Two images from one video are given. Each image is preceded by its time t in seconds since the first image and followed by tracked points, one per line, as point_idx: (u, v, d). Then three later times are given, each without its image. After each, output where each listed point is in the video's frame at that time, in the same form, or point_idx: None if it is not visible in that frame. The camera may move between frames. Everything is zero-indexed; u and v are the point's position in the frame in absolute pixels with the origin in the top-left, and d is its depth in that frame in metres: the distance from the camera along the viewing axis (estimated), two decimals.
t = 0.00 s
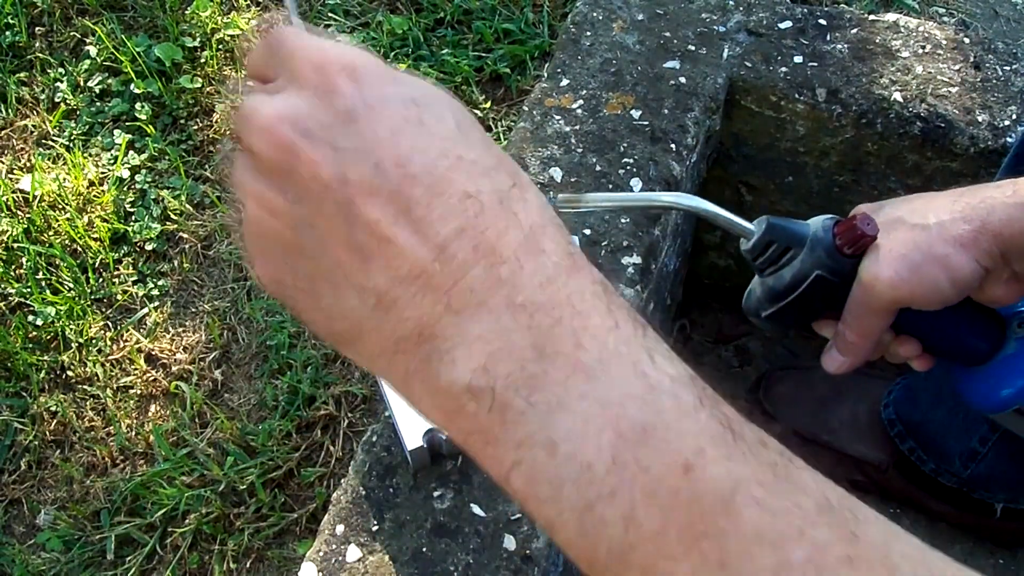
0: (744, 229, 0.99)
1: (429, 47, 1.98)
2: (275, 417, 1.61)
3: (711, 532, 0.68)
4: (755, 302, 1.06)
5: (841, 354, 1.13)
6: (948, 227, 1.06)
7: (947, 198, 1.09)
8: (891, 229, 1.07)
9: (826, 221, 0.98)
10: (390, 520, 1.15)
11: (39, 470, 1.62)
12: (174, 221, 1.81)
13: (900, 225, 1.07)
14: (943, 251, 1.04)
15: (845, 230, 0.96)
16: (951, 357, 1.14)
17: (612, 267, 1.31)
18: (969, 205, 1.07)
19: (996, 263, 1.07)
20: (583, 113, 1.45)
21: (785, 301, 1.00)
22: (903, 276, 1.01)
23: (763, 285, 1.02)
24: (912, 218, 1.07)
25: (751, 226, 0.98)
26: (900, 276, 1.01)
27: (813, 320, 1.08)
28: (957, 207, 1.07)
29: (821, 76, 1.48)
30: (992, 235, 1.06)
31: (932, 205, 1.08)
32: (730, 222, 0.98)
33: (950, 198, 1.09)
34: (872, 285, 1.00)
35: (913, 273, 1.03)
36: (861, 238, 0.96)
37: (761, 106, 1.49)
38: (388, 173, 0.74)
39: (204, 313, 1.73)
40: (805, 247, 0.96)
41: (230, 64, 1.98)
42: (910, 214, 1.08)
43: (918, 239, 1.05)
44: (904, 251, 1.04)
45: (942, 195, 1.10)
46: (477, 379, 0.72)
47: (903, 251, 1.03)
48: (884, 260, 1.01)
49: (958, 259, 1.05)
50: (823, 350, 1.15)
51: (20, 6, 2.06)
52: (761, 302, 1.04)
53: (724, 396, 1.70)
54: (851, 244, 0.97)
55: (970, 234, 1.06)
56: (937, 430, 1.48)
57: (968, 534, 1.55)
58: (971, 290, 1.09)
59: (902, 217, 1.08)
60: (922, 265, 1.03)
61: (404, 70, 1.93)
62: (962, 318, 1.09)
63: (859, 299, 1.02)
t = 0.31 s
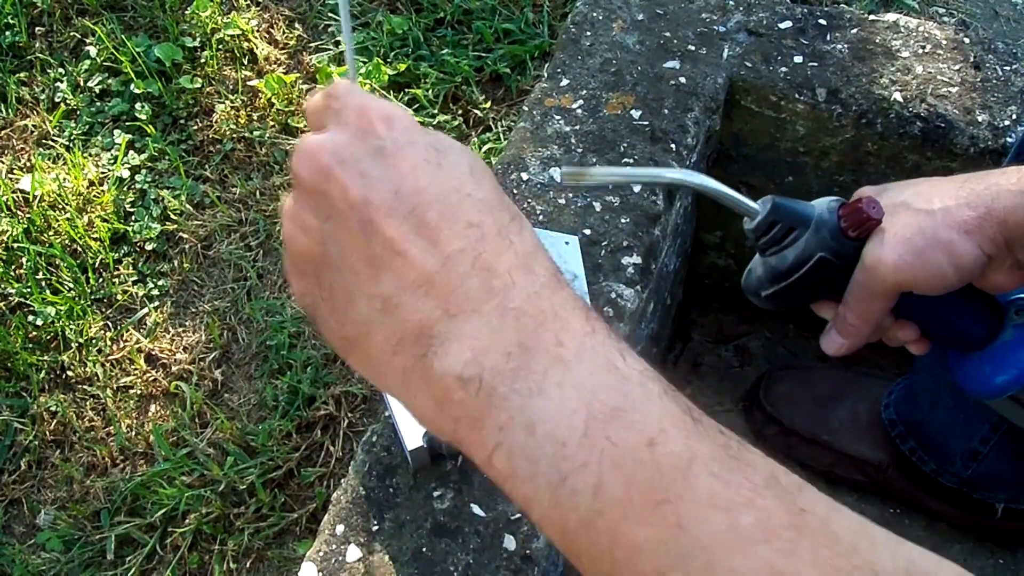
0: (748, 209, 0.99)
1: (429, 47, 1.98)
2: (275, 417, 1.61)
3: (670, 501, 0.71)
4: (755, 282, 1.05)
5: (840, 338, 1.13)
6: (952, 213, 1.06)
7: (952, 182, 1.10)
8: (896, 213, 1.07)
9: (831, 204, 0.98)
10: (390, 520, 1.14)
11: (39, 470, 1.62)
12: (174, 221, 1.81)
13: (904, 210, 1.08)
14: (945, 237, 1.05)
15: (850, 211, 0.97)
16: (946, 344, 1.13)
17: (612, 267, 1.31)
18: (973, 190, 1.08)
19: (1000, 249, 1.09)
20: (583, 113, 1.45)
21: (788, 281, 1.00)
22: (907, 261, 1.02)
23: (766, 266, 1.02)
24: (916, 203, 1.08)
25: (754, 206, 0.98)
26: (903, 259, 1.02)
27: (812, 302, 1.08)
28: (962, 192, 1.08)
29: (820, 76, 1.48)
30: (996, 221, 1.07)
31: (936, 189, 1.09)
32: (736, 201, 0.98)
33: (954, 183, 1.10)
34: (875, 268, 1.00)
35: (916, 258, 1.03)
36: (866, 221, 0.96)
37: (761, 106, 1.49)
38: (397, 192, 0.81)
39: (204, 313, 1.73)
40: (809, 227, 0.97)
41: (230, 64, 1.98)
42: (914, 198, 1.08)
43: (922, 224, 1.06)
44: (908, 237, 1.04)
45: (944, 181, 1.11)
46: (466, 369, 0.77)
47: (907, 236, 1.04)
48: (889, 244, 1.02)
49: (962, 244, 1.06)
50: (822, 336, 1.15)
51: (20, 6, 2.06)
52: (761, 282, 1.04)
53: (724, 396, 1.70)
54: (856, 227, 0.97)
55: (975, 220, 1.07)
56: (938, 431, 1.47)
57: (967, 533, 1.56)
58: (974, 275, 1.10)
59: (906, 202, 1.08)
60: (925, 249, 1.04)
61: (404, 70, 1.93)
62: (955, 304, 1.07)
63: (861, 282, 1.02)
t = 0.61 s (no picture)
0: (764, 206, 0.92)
1: (429, 47, 1.98)
2: (275, 417, 1.61)
3: (905, 514, 0.74)
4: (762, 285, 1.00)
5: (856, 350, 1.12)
6: (975, 218, 1.05)
7: (974, 189, 1.09)
8: (918, 217, 1.06)
9: (848, 203, 0.93)
10: (390, 520, 1.14)
11: (39, 470, 1.62)
12: (174, 220, 1.81)
13: (926, 213, 1.06)
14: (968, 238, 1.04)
15: (871, 213, 0.92)
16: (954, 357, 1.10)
17: (612, 267, 1.31)
18: (997, 197, 1.07)
19: (1019, 256, 1.08)
20: (583, 113, 1.45)
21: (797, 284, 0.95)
22: (926, 265, 0.99)
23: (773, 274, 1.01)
24: (939, 207, 1.06)
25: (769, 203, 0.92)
26: (923, 264, 0.99)
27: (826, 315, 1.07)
28: (984, 197, 1.07)
29: (821, 76, 1.48)
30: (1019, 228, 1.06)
31: (959, 194, 1.08)
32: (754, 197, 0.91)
33: (976, 189, 1.09)
34: (893, 270, 0.96)
35: (936, 262, 1.01)
36: (886, 223, 0.92)
37: (761, 106, 1.49)
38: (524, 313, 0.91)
39: (204, 313, 1.73)
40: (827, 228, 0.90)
41: (230, 64, 1.98)
42: (935, 203, 1.07)
43: (946, 227, 1.04)
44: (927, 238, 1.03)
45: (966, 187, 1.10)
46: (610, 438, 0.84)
47: (931, 240, 1.02)
48: (909, 249, 0.99)
49: (985, 251, 1.05)
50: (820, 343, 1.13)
51: (20, 6, 2.06)
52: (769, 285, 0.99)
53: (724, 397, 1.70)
54: (877, 229, 0.92)
55: (998, 226, 1.06)
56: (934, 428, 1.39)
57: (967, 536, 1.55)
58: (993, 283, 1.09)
59: (928, 206, 1.07)
60: (947, 255, 1.02)
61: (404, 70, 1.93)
62: (961, 313, 1.04)
63: (877, 285, 0.98)
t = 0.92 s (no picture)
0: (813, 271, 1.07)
1: (429, 47, 1.98)
2: (275, 417, 1.61)
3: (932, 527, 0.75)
4: (826, 344, 1.11)
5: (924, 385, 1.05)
6: None
7: None
8: (966, 248, 0.93)
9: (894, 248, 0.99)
10: (390, 520, 1.14)
11: (39, 470, 1.62)
12: (174, 220, 1.81)
13: (973, 243, 0.93)
14: (1019, 268, 0.90)
15: (916, 257, 0.93)
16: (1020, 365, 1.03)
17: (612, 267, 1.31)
18: None
19: None
20: (583, 113, 1.45)
21: (861, 337, 1.05)
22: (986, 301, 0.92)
23: (836, 326, 1.07)
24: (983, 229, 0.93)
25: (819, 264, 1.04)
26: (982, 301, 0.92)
27: (877, 352, 1.07)
28: None
29: (821, 76, 1.48)
30: None
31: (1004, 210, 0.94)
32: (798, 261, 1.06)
33: None
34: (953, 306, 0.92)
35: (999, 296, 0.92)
36: (934, 265, 0.92)
37: (761, 106, 1.49)
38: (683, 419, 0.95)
39: (204, 313, 1.73)
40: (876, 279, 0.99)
41: (230, 64, 1.99)
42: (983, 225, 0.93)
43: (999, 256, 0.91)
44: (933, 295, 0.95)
45: None
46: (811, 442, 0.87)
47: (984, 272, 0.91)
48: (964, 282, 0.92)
49: None
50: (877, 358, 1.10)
51: (20, 6, 2.06)
52: (833, 343, 1.10)
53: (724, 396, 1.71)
54: (923, 272, 0.93)
55: None
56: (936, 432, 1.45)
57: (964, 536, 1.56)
58: None
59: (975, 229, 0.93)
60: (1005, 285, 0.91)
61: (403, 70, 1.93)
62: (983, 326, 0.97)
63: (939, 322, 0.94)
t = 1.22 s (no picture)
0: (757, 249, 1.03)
1: (429, 47, 1.98)
2: (275, 417, 1.61)
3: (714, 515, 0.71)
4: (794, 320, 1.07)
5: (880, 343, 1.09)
6: (959, 189, 1.07)
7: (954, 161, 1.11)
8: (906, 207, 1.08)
9: (837, 220, 0.98)
10: (390, 520, 1.14)
11: (39, 470, 1.62)
12: (174, 221, 1.81)
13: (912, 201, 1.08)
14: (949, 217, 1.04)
15: (854, 224, 0.96)
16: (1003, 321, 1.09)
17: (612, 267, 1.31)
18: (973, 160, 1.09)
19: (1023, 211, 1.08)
20: (583, 113, 1.45)
21: (821, 310, 1.02)
22: (927, 252, 1.02)
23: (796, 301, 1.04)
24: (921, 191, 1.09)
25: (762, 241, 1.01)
26: (922, 253, 1.01)
27: (838, 328, 1.08)
28: (963, 166, 1.09)
29: (821, 77, 1.48)
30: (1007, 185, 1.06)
31: (939, 173, 1.10)
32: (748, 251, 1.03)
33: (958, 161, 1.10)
34: (898, 268, 0.99)
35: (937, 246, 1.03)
36: (871, 229, 0.96)
37: (761, 106, 1.49)
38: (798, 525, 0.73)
39: (204, 313, 1.73)
40: (820, 255, 0.97)
41: (230, 64, 1.99)
42: (919, 188, 1.10)
43: (933, 208, 1.06)
44: (920, 227, 1.04)
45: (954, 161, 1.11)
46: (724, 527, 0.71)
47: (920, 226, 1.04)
48: (904, 242, 1.02)
49: (980, 217, 1.05)
50: (850, 343, 1.10)
51: (20, 6, 2.06)
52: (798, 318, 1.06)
53: (724, 396, 1.71)
54: (864, 237, 0.96)
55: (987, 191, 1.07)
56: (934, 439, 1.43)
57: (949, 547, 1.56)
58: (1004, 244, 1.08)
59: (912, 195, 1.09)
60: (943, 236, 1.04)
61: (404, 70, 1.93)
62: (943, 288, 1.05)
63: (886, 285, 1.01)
